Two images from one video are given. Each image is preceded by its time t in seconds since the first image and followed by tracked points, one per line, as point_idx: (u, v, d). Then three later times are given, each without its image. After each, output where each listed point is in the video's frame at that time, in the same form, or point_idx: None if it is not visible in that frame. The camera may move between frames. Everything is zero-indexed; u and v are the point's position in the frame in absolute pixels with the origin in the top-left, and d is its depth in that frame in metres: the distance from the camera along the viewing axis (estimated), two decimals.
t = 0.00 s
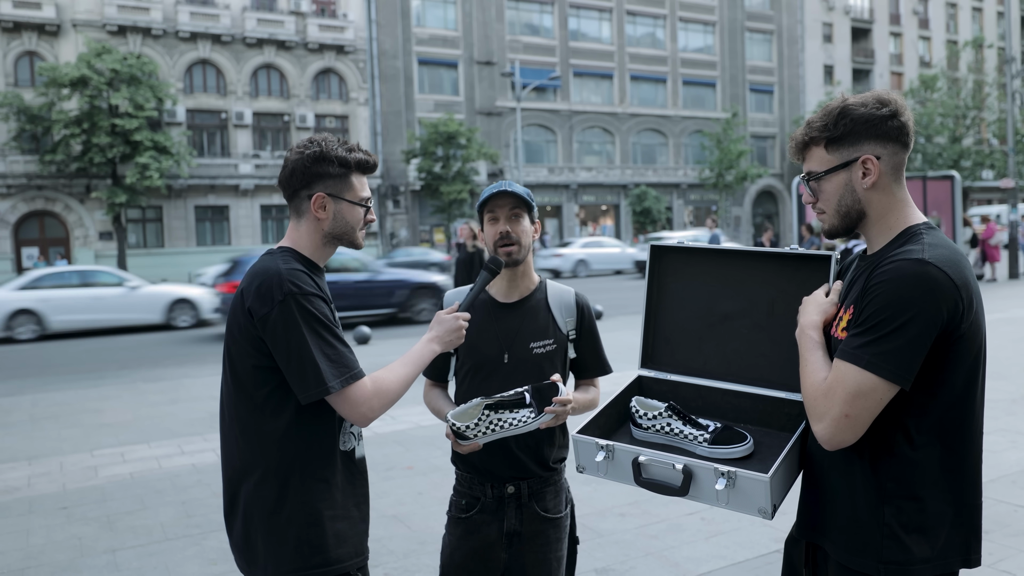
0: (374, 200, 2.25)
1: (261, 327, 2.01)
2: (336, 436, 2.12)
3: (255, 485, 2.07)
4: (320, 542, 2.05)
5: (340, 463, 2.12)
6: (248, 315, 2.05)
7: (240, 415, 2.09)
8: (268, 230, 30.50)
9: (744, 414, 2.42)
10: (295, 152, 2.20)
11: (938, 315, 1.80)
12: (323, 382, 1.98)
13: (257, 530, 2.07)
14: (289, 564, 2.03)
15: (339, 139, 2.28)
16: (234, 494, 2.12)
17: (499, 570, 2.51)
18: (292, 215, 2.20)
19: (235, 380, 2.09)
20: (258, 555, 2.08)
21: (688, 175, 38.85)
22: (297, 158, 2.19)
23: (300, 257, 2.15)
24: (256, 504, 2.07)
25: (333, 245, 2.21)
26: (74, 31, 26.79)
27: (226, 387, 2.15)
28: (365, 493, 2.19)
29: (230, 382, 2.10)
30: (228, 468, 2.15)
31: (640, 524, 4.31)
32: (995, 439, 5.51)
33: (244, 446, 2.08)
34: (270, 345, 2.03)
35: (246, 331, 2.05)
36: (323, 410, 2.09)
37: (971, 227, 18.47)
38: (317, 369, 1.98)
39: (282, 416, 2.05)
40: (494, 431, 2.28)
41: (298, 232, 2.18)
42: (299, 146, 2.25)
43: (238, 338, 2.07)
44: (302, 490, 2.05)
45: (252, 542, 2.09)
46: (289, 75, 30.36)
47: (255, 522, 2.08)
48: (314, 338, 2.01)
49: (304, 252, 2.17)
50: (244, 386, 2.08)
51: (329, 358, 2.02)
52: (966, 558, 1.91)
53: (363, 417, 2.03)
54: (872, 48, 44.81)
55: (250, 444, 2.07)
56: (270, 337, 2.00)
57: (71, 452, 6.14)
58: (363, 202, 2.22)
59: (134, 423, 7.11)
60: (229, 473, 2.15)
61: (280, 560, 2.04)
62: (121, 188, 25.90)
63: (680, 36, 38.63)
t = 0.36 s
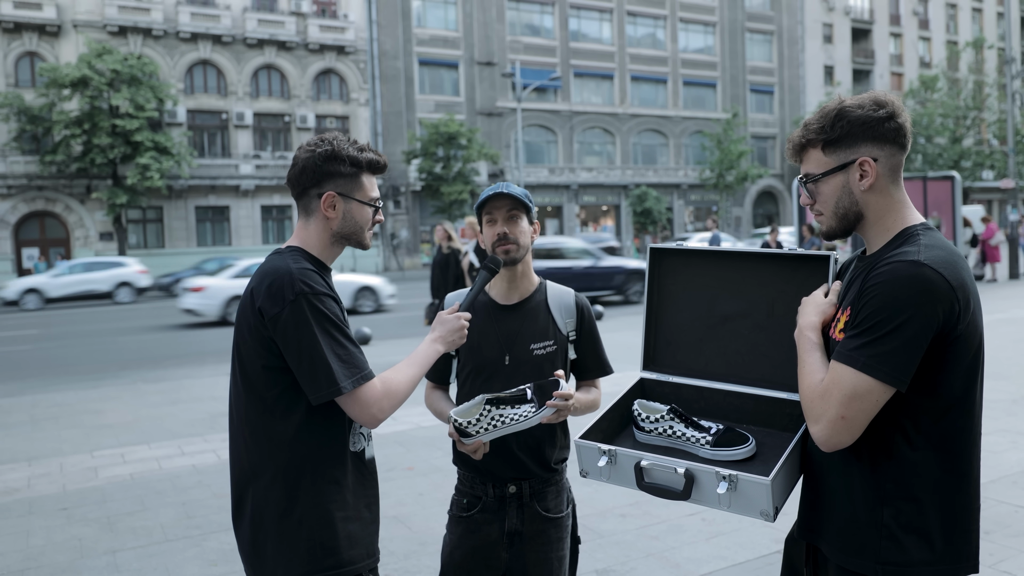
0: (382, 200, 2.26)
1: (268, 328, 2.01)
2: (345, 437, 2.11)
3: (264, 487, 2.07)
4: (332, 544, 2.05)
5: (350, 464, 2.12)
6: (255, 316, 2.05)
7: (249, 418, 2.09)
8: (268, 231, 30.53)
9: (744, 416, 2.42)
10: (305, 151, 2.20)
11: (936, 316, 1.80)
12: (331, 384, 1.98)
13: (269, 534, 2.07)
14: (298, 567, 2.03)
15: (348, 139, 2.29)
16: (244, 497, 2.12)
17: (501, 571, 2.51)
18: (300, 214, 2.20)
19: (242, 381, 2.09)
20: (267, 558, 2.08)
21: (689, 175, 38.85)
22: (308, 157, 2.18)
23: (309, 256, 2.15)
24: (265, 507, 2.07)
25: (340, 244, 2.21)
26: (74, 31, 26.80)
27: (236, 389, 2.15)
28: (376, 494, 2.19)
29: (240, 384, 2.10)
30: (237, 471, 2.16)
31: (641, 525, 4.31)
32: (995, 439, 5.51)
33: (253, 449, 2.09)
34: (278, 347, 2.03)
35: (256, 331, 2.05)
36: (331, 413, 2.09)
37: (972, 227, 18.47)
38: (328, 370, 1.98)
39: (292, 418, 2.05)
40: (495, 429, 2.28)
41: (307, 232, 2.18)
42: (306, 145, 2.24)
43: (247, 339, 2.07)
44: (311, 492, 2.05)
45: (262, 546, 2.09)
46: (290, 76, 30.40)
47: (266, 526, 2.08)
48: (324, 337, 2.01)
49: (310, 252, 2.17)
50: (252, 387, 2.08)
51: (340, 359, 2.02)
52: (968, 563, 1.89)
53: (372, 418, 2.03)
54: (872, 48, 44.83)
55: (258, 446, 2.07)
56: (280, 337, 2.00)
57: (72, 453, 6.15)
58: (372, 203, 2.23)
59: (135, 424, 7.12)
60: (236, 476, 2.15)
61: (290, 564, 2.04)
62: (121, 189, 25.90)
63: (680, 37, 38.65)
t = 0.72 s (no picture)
0: (385, 200, 2.26)
1: (271, 328, 2.01)
2: (350, 437, 2.11)
3: (267, 487, 2.07)
4: (337, 545, 2.04)
5: (353, 464, 2.12)
6: (258, 316, 2.05)
7: (252, 419, 2.08)
8: (269, 231, 30.53)
9: (733, 414, 2.45)
10: (309, 149, 2.19)
11: (935, 314, 1.81)
12: (337, 385, 1.98)
13: (272, 535, 2.07)
14: (304, 567, 2.03)
15: (352, 138, 2.28)
16: (245, 499, 2.11)
17: (501, 569, 2.50)
18: (303, 213, 2.19)
19: (246, 382, 2.09)
20: (271, 559, 2.07)
21: (689, 175, 38.83)
22: (312, 155, 2.17)
23: (311, 256, 2.14)
24: (266, 507, 2.07)
25: (342, 245, 2.21)
26: (74, 31, 26.79)
27: (239, 389, 2.15)
28: (379, 494, 2.18)
29: (243, 384, 2.10)
30: (238, 472, 2.15)
31: (641, 525, 4.30)
32: (994, 439, 5.50)
33: (255, 450, 2.08)
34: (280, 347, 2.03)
35: (258, 331, 2.05)
36: (335, 413, 2.08)
37: (972, 227, 18.46)
38: (332, 370, 1.98)
39: (295, 418, 2.05)
40: (493, 431, 2.28)
41: (310, 230, 2.17)
42: (309, 144, 2.23)
43: (250, 339, 2.06)
44: (315, 491, 2.05)
45: (266, 548, 2.09)
46: (290, 76, 30.39)
47: (268, 527, 2.07)
48: (328, 337, 2.01)
49: (312, 251, 2.16)
50: (256, 388, 2.08)
51: (344, 359, 2.01)
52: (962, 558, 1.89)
53: (377, 418, 2.03)
54: (872, 48, 44.82)
55: (260, 448, 2.07)
56: (284, 337, 2.00)
57: (72, 452, 6.14)
58: (375, 202, 2.22)
59: (135, 423, 7.11)
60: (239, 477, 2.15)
61: (295, 563, 2.03)
62: (121, 189, 25.89)
63: (681, 37, 38.68)
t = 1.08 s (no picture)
0: (379, 200, 2.25)
1: (266, 325, 2.00)
2: (345, 436, 2.11)
3: (262, 488, 2.06)
4: (332, 543, 2.04)
5: (349, 463, 2.11)
6: (252, 315, 2.04)
7: (246, 419, 2.07)
8: (268, 230, 30.51)
9: (721, 407, 2.48)
10: (302, 148, 2.19)
11: (936, 304, 1.85)
12: (332, 382, 1.97)
13: (267, 535, 2.06)
14: (300, 567, 2.02)
15: (345, 137, 2.27)
16: (240, 500, 2.10)
17: (500, 565, 2.50)
18: (297, 213, 2.19)
19: (243, 379, 2.08)
20: (266, 559, 2.06)
21: (689, 174, 38.82)
22: (305, 154, 2.17)
23: (305, 256, 2.14)
24: (264, 505, 2.06)
25: (336, 244, 2.20)
26: (73, 30, 26.77)
27: (233, 390, 2.14)
28: (374, 492, 2.18)
29: (237, 384, 2.09)
30: (233, 472, 2.14)
31: (641, 524, 4.30)
32: (994, 438, 5.50)
33: (250, 449, 2.07)
34: (275, 345, 2.02)
35: (251, 331, 2.04)
36: (330, 412, 2.08)
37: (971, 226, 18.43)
38: (326, 369, 1.97)
39: (290, 417, 2.04)
40: (488, 434, 2.26)
41: (303, 230, 2.17)
42: (303, 144, 2.23)
43: (244, 338, 2.06)
44: (310, 491, 2.04)
45: (261, 547, 2.07)
46: (289, 75, 30.37)
47: (265, 526, 2.07)
48: (322, 337, 2.00)
49: (305, 251, 2.16)
50: (251, 387, 2.07)
51: (338, 358, 2.01)
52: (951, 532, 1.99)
53: (371, 417, 2.02)
54: (872, 47, 44.85)
55: (255, 448, 2.06)
56: (278, 338, 1.99)
57: (71, 452, 6.13)
58: (370, 202, 2.22)
59: (135, 423, 7.10)
60: (235, 477, 2.13)
61: (291, 564, 2.03)
62: (121, 188, 25.90)
63: (681, 36, 38.65)
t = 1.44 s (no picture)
0: (369, 198, 2.24)
1: (258, 322, 1.99)
2: (336, 433, 2.11)
3: (253, 484, 2.05)
4: (321, 541, 2.03)
5: (339, 461, 2.11)
6: (243, 313, 2.03)
7: (234, 417, 2.06)
8: (267, 228, 30.49)
9: (719, 404, 2.48)
10: (290, 147, 2.18)
11: (944, 297, 1.89)
12: (323, 380, 1.97)
13: (258, 533, 2.06)
14: (291, 565, 2.01)
15: (334, 136, 2.26)
16: (229, 497, 2.09)
17: (494, 563, 2.49)
18: (286, 211, 2.18)
19: (232, 379, 2.07)
20: (257, 558, 2.06)
21: (688, 173, 38.80)
22: (293, 153, 2.16)
23: (294, 254, 2.13)
24: (256, 503, 2.06)
25: (326, 242, 2.19)
26: (70, 27, 26.71)
27: (221, 389, 2.12)
28: (365, 489, 2.18)
29: (225, 383, 2.08)
30: (223, 471, 2.13)
31: (639, 522, 4.30)
32: (990, 436, 5.49)
33: (239, 446, 2.06)
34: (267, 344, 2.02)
35: (241, 329, 2.03)
36: (321, 408, 2.07)
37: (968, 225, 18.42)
38: (316, 366, 1.97)
39: (280, 415, 2.03)
40: (487, 426, 2.25)
41: (293, 229, 2.16)
42: (305, 138, 2.21)
43: (233, 337, 2.05)
44: (303, 487, 2.04)
45: (252, 546, 2.07)
46: (288, 73, 30.31)
47: (256, 524, 2.06)
48: (312, 334, 2.00)
49: (297, 250, 2.15)
50: (241, 385, 2.06)
51: (328, 354, 2.00)
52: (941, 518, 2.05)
53: (363, 412, 2.02)
54: (871, 46, 44.83)
55: (244, 445, 2.05)
56: (267, 334, 1.98)
57: (69, 451, 6.12)
58: (359, 200, 2.21)
59: (133, 422, 7.09)
60: (225, 476, 2.12)
61: (282, 562, 2.02)
62: (119, 186, 25.89)
63: (680, 34, 38.61)
